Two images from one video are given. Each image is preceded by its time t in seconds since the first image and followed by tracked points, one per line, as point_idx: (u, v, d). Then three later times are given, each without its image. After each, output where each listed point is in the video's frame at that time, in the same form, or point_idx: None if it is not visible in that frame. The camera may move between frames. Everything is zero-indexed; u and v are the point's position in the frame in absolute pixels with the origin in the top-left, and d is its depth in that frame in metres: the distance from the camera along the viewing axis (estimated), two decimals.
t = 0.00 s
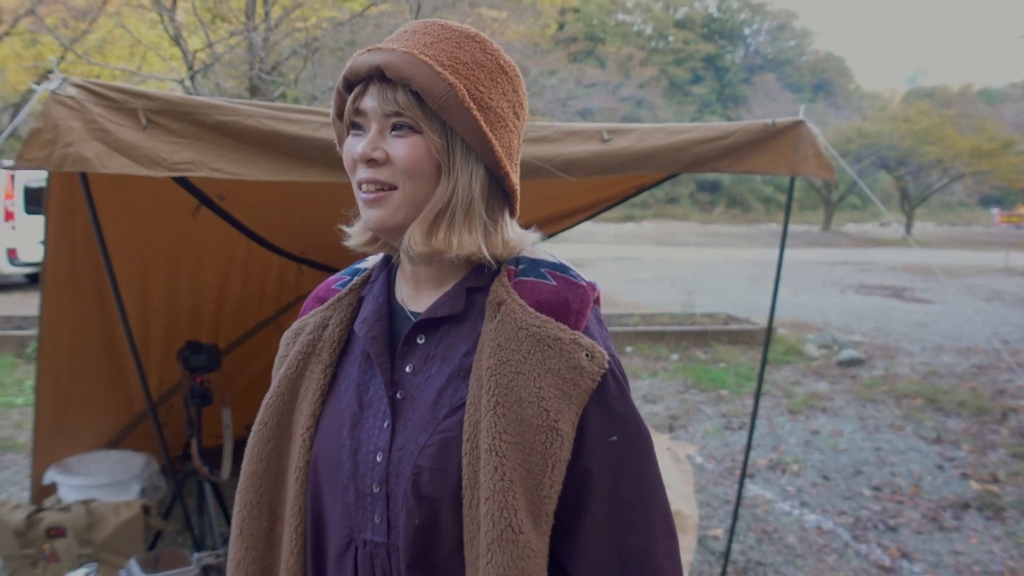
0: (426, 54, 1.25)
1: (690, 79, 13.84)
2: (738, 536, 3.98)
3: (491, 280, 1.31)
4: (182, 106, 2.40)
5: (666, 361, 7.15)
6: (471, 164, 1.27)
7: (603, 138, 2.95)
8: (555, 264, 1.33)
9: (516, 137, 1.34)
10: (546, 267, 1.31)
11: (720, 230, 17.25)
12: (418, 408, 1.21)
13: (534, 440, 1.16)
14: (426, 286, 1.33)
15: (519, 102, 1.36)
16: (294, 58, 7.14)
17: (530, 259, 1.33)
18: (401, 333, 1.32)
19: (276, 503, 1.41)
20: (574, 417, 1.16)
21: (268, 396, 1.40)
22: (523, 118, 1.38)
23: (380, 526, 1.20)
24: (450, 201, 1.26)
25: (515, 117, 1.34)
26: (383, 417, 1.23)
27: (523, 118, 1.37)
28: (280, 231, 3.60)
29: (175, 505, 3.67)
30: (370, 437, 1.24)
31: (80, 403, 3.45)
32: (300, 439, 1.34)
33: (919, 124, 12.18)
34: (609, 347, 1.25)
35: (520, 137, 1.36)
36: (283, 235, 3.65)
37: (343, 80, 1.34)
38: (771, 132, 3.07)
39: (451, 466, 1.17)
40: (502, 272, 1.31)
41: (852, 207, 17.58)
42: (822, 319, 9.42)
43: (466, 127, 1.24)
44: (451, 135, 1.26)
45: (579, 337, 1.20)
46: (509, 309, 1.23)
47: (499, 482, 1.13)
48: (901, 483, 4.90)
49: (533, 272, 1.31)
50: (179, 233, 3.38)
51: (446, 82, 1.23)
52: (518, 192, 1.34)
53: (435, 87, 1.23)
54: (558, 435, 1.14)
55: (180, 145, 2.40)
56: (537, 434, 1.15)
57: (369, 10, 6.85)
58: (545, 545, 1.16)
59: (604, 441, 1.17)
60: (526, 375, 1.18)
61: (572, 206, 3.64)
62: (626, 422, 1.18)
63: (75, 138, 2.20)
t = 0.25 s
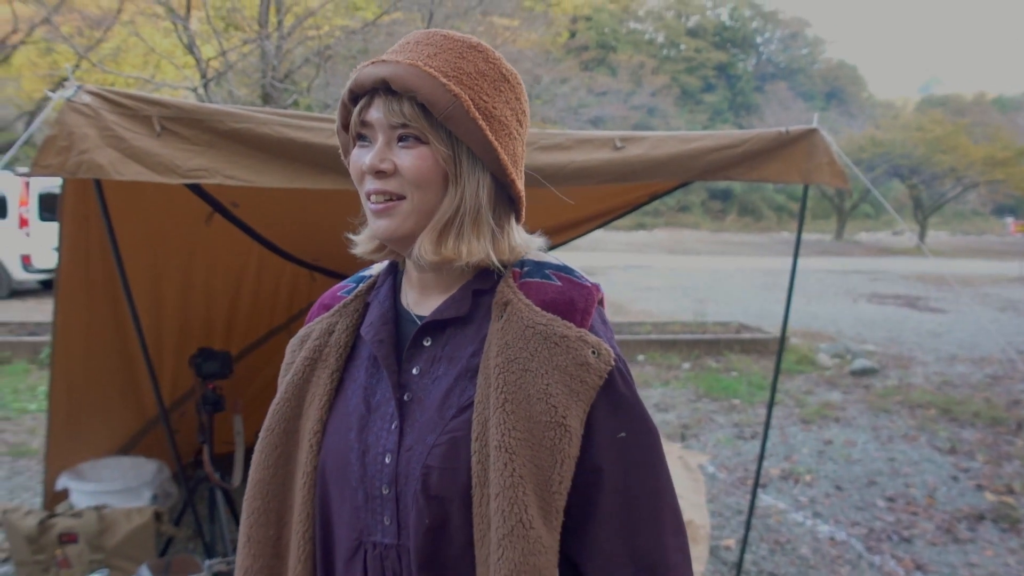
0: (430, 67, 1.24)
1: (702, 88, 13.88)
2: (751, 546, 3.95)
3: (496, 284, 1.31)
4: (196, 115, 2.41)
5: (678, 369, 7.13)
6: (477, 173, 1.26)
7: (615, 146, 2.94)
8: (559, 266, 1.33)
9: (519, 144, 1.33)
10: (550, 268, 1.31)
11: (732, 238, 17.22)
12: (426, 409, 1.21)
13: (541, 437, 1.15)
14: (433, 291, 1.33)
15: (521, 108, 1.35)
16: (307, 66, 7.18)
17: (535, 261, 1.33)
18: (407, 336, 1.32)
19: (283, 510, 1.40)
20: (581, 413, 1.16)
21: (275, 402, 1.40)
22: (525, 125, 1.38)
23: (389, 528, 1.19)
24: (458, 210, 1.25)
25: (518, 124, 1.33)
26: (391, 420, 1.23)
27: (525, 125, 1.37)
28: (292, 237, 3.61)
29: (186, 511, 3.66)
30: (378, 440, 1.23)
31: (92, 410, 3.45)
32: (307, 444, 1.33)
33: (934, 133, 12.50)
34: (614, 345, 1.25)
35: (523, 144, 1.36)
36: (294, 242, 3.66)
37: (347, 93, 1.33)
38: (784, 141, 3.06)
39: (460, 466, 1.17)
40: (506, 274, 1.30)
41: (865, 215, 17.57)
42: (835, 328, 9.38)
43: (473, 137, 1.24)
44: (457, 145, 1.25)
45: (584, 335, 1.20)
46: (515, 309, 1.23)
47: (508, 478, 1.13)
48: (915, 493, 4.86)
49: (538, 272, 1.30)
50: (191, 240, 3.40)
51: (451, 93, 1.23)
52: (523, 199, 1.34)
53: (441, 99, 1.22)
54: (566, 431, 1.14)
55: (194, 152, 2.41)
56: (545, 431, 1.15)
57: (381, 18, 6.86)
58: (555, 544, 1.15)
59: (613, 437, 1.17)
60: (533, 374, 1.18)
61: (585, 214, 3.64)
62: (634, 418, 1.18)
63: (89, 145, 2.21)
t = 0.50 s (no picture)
0: (438, 77, 1.24)
1: (712, 93, 13.87)
2: (762, 554, 3.93)
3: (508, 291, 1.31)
4: (208, 120, 2.42)
5: (688, 376, 7.10)
6: (487, 181, 1.26)
7: (627, 152, 2.94)
8: (571, 272, 1.33)
9: (528, 151, 1.33)
10: (562, 275, 1.32)
11: (742, 243, 17.18)
12: (440, 415, 1.20)
13: (557, 440, 1.15)
14: (444, 298, 1.33)
15: (529, 115, 1.35)
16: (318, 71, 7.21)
17: (546, 268, 1.33)
18: (419, 343, 1.31)
19: (295, 518, 1.39)
20: (597, 417, 1.16)
21: (286, 410, 1.39)
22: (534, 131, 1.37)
23: (405, 534, 1.19)
24: (469, 217, 1.25)
25: (526, 132, 1.33)
26: (405, 426, 1.22)
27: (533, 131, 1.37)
28: (304, 243, 3.63)
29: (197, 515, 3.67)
30: (392, 446, 1.23)
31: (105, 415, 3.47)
32: (319, 451, 1.32)
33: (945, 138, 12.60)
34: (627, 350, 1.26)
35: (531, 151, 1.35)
36: (305, 247, 3.68)
37: (356, 103, 1.32)
38: (796, 147, 3.04)
39: (476, 471, 1.16)
40: (518, 281, 1.30)
41: (877, 221, 17.52)
42: (846, 335, 9.33)
43: (483, 147, 1.23)
44: (467, 154, 1.25)
45: (598, 340, 1.21)
46: (529, 314, 1.23)
47: (526, 482, 1.12)
48: (927, 502, 4.82)
49: (549, 279, 1.31)
50: (204, 246, 3.41)
51: (461, 103, 1.22)
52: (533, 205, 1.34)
53: (450, 109, 1.22)
54: (582, 434, 1.14)
55: (207, 157, 2.42)
56: (560, 435, 1.15)
57: (392, 23, 6.86)
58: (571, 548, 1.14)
59: (627, 440, 1.17)
60: (547, 378, 1.18)
61: (596, 222, 3.64)
62: (647, 421, 1.18)
63: (103, 151, 2.22)
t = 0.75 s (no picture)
0: (460, 86, 1.24)
1: (720, 99, 13.86)
2: (770, 561, 3.91)
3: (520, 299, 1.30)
4: (217, 125, 2.42)
5: (696, 381, 7.09)
6: (504, 190, 1.27)
7: (636, 158, 2.93)
8: (581, 281, 1.33)
9: (542, 162, 1.34)
10: (573, 283, 1.32)
11: (751, 249, 17.14)
12: (451, 424, 1.20)
13: (568, 449, 1.15)
14: (454, 306, 1.33)
15: (542, 126, 1.35)
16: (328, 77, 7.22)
17: (556, 276, 1.33)
18: (430, 352, 1.31)
19: (303, 526, 1.39)
20: (608, 426, 1.16)
21: (296, 417, 1.39)
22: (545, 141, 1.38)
23: (414, 542, 1.19)
24: (486, 226, 1.26)
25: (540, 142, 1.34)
26: (416, 433, 1.22)
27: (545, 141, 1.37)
28: (313, 247, 3.64)
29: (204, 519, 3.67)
30: (402, 454, 1.23)
31: (115, 418, 3.48)
32: (329, 459, 1.32)
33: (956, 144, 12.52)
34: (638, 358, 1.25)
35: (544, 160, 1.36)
36: (314, 252, 3.69)
37: (371, 108, 1.32)
38: (805, 153, 3.04)
39: (486, 479, 1.17)
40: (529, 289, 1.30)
41: (886, 227, 17.46)
42: (855, 341, 9.29)
43: (503, 157, 1.24)
44: (485, 163, 1.26)
45: (610, 349, 1.21)
46: (540, 323, 1.23)
47: (537, 490, 1.12)
48: (937, 510, 4.79)
49: (560, 287, 1.31)
50: (214, 251, 3.43)
51: (482, 112, 1.23)
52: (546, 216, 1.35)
53: (472, 118, 1.22)
54: (593, 443, 1.14)
55: (217, 163, 2.43)
56: (571, 444, 1.15)
57: (402, 28, 6.86)
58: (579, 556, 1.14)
59: (638, 449, 1.18)
60: (559, 387, 1.17)
61: (602, 228, 3.63)
62: (658, 431, 1.18)
63: (114, 156, 2.23)
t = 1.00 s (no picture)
0: (512, 95, 1.26)
1: (726, 102, 13.86)
2: (777, 567, 3.89)
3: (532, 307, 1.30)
4: (224, 131, 2.43)
5: (702, 385, 7.07)
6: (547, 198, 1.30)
7: (643, 164, 2.92)
8: (592, 290, 1.33)
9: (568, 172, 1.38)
10: (584, 292, 1.32)
11: (757, 252, 17.12)
12: (464, 432, 1.20)
13: (585, 456, 1.16)
14: (468, 313, 1.33)
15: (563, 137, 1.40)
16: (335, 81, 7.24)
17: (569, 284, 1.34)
18: (441, 360, 1.31)
19: (313, 535, 1.39)
20: (623, 434, 1.17)
21: (306, 425, 1.38)
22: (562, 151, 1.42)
23: (427, 550, 1.19)
24: (532, 234, 1.27)
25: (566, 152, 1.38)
26: (428, 442, 1.22)
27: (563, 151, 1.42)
28: (320, 253, 3.66)
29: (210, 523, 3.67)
30: (415, 462, 1.22)
31: (122, 421, 3.49)
32: (339, 467, 1.31)
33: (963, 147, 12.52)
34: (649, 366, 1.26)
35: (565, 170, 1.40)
36: (319, 254, 3.67)
37: (407, 110, 1.29)
38: (813, 158, 3.03)
39: (500, 487, 1.17)
40: (542, 297, 1.30)
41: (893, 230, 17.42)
42: (862, 345, 9.26)
43: (554, 167, 1.27)
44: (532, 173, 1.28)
45: (624, 358, 1.21)
46: (555, 331, 1.23)
47: (552, 498, 1.13)
48: (945, 516, 4.77)
49: (572, 297, 1.30)
50: (221, 255, 3.43)
51: (535, 124, 1.25)
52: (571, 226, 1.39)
53: (526, 127, 1.24)
54: (608, 452, 1.15)
55: (224, 168, 2.43)
56: (587, 451, 1.15)
57: (408, 31, 6.88)
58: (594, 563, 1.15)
59: (650, 457, 1.19)
60: (576, 395, 1.18)
61: (608, 232, 3.63)
62: (669, 440, 1.19)
63: (122, 161, 2.24)
